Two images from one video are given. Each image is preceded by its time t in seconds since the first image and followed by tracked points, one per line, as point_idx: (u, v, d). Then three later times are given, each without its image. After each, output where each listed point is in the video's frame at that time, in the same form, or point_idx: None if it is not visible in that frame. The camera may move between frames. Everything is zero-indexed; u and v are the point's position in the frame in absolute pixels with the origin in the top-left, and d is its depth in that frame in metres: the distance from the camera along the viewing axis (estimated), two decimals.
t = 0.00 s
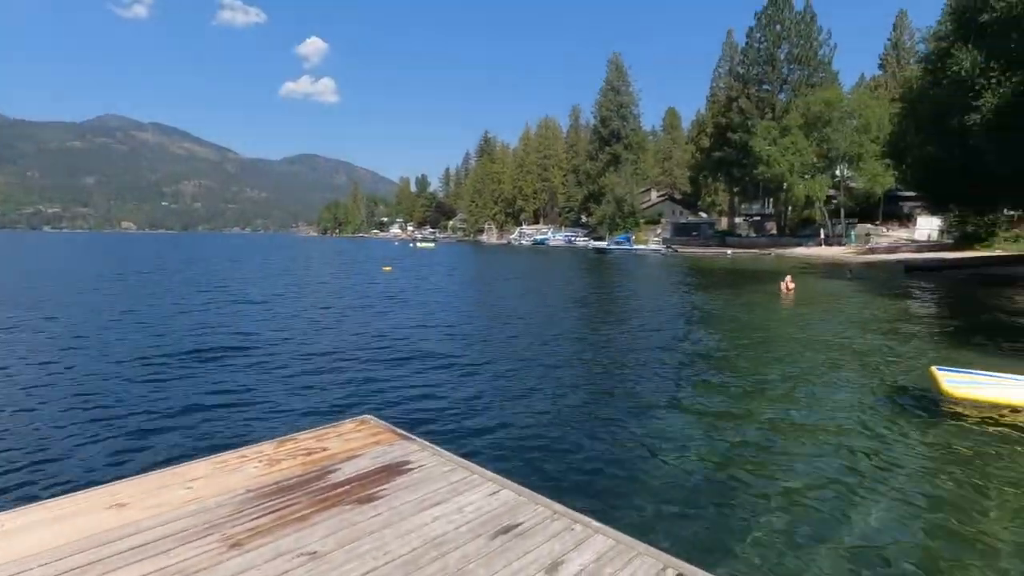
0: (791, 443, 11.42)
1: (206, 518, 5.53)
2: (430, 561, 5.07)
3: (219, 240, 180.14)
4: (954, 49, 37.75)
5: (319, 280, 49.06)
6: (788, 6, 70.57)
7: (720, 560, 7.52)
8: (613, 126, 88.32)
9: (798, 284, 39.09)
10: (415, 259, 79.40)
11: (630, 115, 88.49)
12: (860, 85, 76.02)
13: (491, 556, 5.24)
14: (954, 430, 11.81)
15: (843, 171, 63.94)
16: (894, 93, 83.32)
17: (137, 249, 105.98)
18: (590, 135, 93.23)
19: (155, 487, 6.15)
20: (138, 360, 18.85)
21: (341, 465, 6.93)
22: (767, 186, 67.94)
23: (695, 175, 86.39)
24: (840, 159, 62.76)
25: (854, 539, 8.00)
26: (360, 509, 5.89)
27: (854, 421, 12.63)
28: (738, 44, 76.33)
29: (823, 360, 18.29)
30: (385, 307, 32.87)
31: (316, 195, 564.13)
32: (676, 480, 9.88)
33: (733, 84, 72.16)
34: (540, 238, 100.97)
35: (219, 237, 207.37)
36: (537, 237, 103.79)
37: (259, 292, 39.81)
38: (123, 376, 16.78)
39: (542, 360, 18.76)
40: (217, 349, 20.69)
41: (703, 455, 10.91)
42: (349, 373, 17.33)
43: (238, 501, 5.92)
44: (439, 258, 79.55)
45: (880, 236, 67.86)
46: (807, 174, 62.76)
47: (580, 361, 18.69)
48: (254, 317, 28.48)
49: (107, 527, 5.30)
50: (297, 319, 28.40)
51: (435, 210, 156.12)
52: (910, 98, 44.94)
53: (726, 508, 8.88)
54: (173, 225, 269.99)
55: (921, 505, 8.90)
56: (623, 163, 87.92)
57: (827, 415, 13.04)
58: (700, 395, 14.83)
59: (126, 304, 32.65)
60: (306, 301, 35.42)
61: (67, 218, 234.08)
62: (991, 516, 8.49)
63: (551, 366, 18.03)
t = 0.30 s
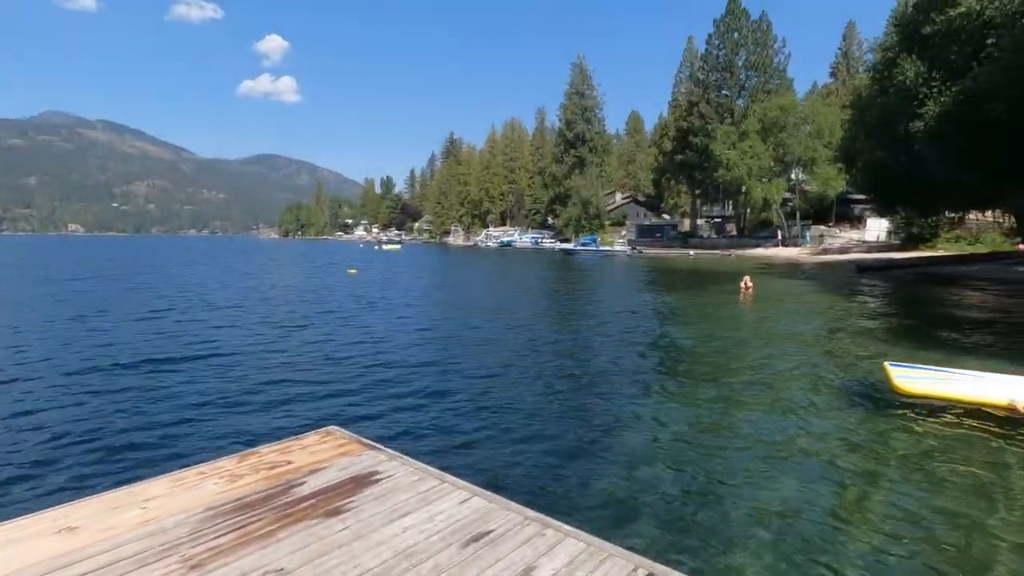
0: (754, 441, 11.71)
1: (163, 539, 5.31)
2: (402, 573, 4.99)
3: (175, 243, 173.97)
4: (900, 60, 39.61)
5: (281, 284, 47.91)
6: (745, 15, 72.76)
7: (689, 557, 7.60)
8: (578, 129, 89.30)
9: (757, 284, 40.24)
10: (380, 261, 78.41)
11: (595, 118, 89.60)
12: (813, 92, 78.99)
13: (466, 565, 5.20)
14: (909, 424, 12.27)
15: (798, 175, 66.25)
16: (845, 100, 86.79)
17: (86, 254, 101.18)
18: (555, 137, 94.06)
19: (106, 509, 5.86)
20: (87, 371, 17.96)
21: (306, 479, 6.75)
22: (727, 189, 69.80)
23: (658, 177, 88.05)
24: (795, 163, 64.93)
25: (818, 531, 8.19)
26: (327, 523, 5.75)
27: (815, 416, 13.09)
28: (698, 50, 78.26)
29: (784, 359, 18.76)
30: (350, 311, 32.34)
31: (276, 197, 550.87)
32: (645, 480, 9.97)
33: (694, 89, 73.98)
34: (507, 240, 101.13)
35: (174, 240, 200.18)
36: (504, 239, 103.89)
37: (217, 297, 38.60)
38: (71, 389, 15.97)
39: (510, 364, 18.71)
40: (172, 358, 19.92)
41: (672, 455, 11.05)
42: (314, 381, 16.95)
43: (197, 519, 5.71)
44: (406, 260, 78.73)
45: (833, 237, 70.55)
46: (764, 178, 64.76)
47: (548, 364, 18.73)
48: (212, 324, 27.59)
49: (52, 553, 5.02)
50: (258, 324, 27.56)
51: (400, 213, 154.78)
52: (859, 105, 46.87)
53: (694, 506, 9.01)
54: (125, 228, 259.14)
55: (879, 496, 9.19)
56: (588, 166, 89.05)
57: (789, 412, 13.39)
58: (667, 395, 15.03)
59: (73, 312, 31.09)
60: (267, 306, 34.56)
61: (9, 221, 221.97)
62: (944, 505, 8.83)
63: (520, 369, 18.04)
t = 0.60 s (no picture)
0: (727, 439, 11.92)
1: (127, 555, 5.15)
2: None
3: (135, 244, 168.18)
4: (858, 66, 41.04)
5: (247, 286, 46.80)
6: (711, 20, 74.28)
7: (664, 558, 7.68)
8: (550, 131, 89.72)
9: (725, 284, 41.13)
10: (351, 263, 77.28)
11: (566, 120, 90.15)
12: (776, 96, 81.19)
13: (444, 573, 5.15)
14: (874, 421, 12.65)
15: (763, 177, 67.93)
16: (807, 105, 89.42)
17: (38, 256, 96.87)
18: (527, 139, 94.39)
19: (65, 525, 5.62)
20: (42, 379, 17.22)
21: (277, 488, 6.58)
22: (695, 191, 71.09)
23: (628, 179, 89.07)
24: (760, 166, 66.50)
25: (789, 529, 8.36)
26: (300, 534, 5.63)
27: (784, 414, 13.41)
28: (666, 54, 79.57)
29: (753, 358, 19.14)
30: (320, 313, 31.79)
31: (242, 197, 537.77)
32: (621, 481, 10.05)
33: (663, 92, 75.20)
34: (479, 241, 100.82)
35: (134, 241, 193.44)
36: (476, 240, 103.52)
37: (181, 301, 37.44)
38: (24, 399, 15.26)
39: (484, 366, 18.63)
40: (134, 365, 19.23)
41: (646, 456, 11.17)
42: (283, 386, 16.60)
43: (164, 534, 5.53)
44: (377, 262, 77.74)
45: (797, 238, 72.57)
46: (731, 180, 66.20)
47: (523, 366, 18.72)
48: (176, 329, 26.76)
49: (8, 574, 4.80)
50: (224, 329, 26.77)
51: (371, 213, 153.03)
52: (821, 110, 48.33)
53: (669, 506, 9.13)
54: (81, 229, 249.28)
55: (846, 492, 9.43)
56: (559, 167, 89.65)
57: (758, 411, 13.64)
58: (640, 396, 15.17)
59: (26, 317, 29.78)
60: (234, 309, 33.71)
61: None
62: (907, 499, 9.11)
63: (495, 370, 18.02)
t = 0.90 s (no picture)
0: (702, 437, 12.07)
1: (90, 566, 4.94)
2: None
3: (95, 247, 162.15)
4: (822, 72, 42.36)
5: (215, 289, 45.62)
6: (680, 25, 75.54)
7: (642, 556, 7.72)
8: (523, 132, 89.89)
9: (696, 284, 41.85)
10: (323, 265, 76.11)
11: (539, 121, 90.44)
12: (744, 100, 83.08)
13: None
14: (842, 416, 13.03)
15: (732, 179, 69.31)
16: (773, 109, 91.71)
17: None
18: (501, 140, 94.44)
19: (22, 537, 5.36)
20: None
21: (249, 493, 6.39)
22: (666, 192, 72.10)
23: (601, 180, 89.73)
24: (729, 168, 67.80)
25: (764, 525, 8.49)
26: (274, 540, 5.48)
27: (757, 410, 13.68)
28: (637, 58, 80.60)
29: (724, 355, 19.50)
30: (292, 315, 31.22)
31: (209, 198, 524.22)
32: (598, 480, 10.09)
33: (634, 95, 76.18)
34: (453, 243, 100.24)
35: (94, 243, 186.57)
36: (450, 242, 102.92)
37: (145, 304, 36.28)
38: None
39: (460, 366, 18.52)
40: (95, 371, 18.54)
41: (623, 454, 11.24)
42: (255, 389, 16.23)
43: (130, 543, 5.33)
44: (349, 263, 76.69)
45: (765, 239, 74.32)
46: (701, 182, 67.37)
47: (499, 366, 18.71)
48: (140, 333, 25.90)
49: None
50: (189, 333, 25.97)
51: (343, 214, 150.96)
52: (787, 114, 49.60)
53: (646, 504, 9.20)
54: (37, 231, 239.28)
55: (818, 487, 9.65)
56: (533, 168, 89.98)
57: (731, 408, 13.85)
58: (616, 394, 15.29)
59: None
60: (201, 312, 32.83)
61: None
62: (876, 494, 9.36)
63: (471, 371, 17.98)
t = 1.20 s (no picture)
0: (678, 434, 12.23)
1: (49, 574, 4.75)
2: None
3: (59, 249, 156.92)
4: (792, 75, 43.44)
5: (186, 291, 44.62)
6: (655, 28, 76.54)
7: (621, 554, 7.75)
8: (501, 133, 89.99)
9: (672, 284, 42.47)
10: (298, 266, 75.04)
11: (516, 123, 90.62)
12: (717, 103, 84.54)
13: None
14: (815, 412, 13.31)
15: (707, 180, 70.41)
16: (746, 112, 93.57)
17: None
18: (478, 141, 94.38)
19: None
20: None
21: (219, 495, 6.23)
22: (643, 193, 72.93)
23: (578, 181, 90.26)
24: (704, 169, 68.88)
25: (742, 522, 8.58)
26: (245, 544, 5.34)
27: (732, 407, 13.93)
28: (613, 60, 81.41)
29: (700, 354, 19.76)
30: (266, 317, 30.74)
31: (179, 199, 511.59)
32: (577, 478, 10.12)
33: (611, 97, 76.90)
34: (431, 244, 99.75)
35: (58, 245, 180.48)
36: (427, 243, 102.42)
37: (113, 307, 35.33)
38: None
39: (439, 367, 18.43)
40: (59, 375, 17.98)
41: (602, 453, 11.30)
42: (226, 392, 15.92)
43: (93, 549, 5.15)
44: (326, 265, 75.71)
45: (739, 239, 75.65)
46: (676, 183, 68.33)
47: (478, 366, 18.71)
48: (107, 336, 25.20)
49: None
50: (159, 336, 25.32)
51: (318, 215, 148.95)
52: (759, 116, 50.61)
53: (624, 501, 9.25)
54: None
55: (793, 482, 9.84)
56: (511, 169, 90.10)
57: (707, 405, 14.07)
58: (594, 393, 15.38)
59: None
60: (172, 315, 32.10)
61: None
62: (848, 488, 9.56)
63: (451, 371, 17.92)
